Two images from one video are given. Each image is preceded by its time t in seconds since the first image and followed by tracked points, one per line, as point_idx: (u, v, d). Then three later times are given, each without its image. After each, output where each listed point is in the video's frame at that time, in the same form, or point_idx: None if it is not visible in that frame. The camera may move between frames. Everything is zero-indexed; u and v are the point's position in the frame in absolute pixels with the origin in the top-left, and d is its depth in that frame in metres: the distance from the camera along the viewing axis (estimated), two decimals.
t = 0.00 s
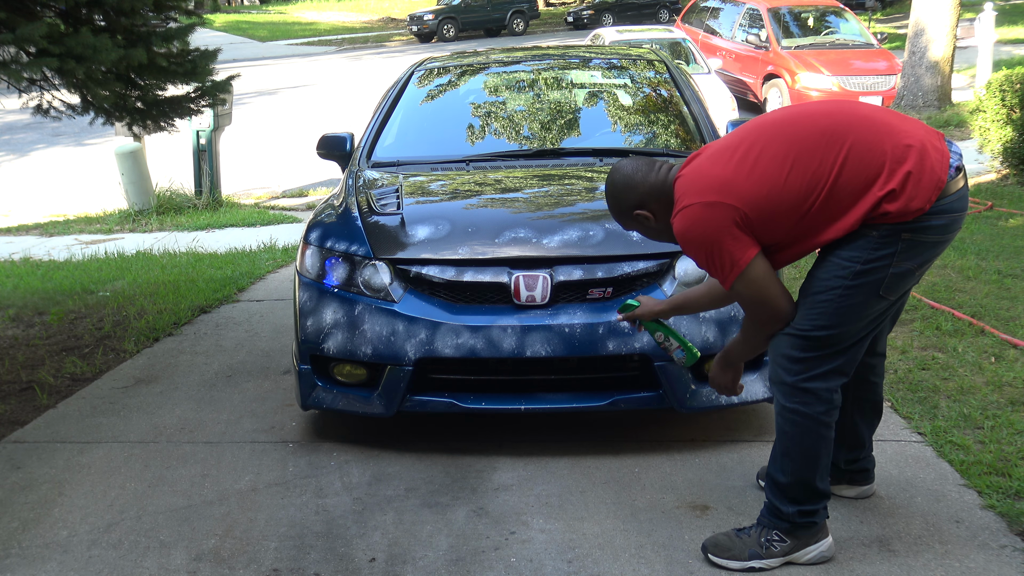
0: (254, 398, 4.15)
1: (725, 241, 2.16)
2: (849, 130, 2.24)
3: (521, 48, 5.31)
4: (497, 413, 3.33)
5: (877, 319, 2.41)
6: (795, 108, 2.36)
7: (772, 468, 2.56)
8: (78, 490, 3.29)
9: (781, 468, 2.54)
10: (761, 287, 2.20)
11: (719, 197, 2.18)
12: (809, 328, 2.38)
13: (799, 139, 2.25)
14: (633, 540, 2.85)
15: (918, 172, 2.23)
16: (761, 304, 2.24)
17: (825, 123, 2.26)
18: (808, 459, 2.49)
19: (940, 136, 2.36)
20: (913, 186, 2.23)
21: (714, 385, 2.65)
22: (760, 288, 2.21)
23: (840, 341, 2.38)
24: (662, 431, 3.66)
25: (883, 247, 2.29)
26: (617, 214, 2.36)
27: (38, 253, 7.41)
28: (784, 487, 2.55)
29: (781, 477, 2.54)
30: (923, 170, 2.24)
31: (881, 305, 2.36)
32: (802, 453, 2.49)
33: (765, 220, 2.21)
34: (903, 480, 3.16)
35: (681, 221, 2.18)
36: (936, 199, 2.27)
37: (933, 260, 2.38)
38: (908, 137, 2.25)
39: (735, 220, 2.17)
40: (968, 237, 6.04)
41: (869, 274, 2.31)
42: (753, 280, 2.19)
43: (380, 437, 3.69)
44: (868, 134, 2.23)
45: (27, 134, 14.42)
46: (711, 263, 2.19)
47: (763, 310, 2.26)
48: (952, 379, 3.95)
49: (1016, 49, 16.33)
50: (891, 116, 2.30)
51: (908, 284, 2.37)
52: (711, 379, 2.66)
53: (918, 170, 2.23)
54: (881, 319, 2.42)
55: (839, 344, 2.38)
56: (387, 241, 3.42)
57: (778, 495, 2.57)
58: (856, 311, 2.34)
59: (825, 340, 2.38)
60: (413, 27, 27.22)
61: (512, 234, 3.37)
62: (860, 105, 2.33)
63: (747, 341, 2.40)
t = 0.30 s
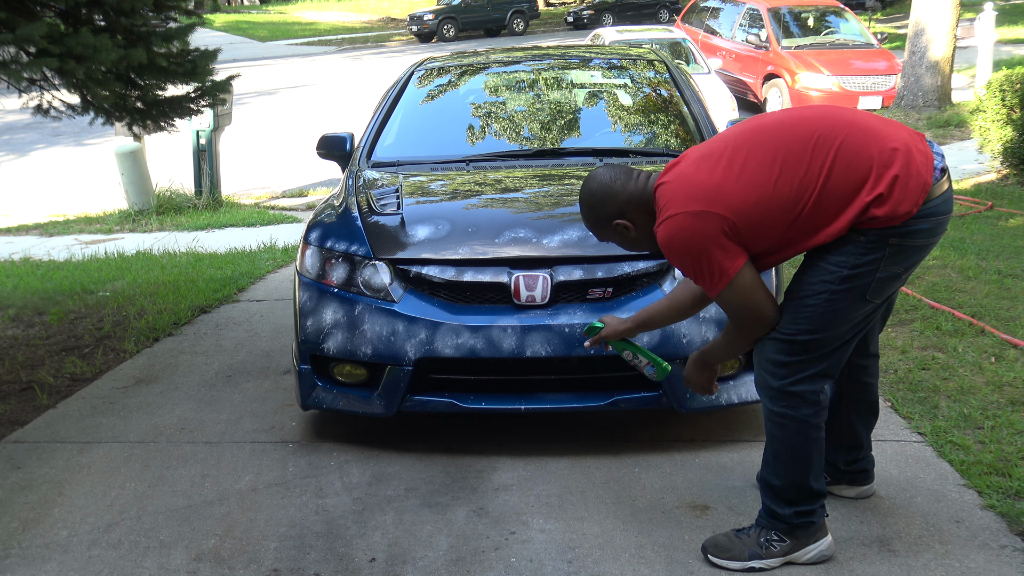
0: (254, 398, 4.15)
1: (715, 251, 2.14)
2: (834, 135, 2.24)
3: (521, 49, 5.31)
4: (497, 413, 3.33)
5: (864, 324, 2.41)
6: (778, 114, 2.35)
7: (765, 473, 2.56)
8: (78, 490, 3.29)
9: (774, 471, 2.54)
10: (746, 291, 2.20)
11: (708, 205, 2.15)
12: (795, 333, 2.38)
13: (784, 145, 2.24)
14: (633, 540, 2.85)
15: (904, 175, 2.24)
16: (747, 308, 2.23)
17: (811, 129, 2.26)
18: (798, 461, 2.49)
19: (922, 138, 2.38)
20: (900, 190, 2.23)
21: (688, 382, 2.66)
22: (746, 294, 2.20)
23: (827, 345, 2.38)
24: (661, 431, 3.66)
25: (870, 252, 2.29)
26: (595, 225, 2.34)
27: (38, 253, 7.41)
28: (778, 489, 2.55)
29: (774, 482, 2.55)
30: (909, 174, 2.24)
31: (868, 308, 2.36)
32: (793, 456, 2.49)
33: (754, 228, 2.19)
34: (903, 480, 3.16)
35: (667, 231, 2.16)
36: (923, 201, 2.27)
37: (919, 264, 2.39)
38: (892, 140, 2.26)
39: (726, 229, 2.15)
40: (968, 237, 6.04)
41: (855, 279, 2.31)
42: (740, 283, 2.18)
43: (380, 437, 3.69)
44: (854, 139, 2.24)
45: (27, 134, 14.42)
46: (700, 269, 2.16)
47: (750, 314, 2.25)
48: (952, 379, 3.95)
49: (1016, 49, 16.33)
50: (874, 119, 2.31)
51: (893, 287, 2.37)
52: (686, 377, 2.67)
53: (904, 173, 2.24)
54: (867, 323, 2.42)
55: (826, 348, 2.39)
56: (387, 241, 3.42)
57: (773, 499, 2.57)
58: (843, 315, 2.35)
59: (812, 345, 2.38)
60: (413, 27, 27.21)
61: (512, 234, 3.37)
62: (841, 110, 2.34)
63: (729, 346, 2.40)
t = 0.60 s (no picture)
0: (254, 397, 4.15)
1: (637, 211, 2.22)
2: (750, 103, 2.38)
3: (521, 49, 5.31)
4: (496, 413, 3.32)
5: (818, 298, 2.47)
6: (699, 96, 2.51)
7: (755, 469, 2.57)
8: (78, 490, 3.29)
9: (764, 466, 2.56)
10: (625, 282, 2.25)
11: (634, 168, 2.25)
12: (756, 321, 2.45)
13: (706, 114, 2.36)
14: (633, 540, 2.85)
15: (817, 137, 2.36)
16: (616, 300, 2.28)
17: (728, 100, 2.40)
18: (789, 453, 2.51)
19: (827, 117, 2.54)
20: (815, 151, 2.35)
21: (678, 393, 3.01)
22: (623, 282, 2.26)
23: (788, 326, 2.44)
24: (661, 431, 3.66)
25: (800, 224, 2.37)
26: (539, 195, 2.41)
27: (38, 253, 7.41)
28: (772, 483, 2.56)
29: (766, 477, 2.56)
30: (822, 136, 2.37)
31: (816, 282, 2.42)
32: (782, 448, 2.51)
33: (676, 189, 2.29)
34: (903, 480, 3.16)
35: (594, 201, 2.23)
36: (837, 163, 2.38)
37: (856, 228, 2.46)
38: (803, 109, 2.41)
39: (649, 190, 2.24)
40: (968, 237, 6.04)
41: (795, 255, 2.38)
42: (627, 268, 2.24)
43: (380, 437, 3.69)
44: (769, 106, 2.38)
45: (27, 134, 14.42)
46: (617, 242, 2.21)
47: (615, 307, 2.29)
48: (952, 379, 3.95)
49: (1016, 49, 16.32)
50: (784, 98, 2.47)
51: (836, 257, 2.44)
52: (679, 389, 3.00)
53: (816, 135, 2.36)
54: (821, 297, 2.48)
55: (787, 330, 2.45)
56: (386, 241, 3.42)
57: (768, 495, 2.58)
58: (795, 293, 2.40)
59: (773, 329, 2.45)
60: (413, 27, 27.19)
61: (512, 234, 3.37)
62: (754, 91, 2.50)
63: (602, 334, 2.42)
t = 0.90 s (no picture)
0: (254, 398, 4.15)
1: (613, 201, 2.24)
2: (724, 104, 2.43)
3: (521, 49, 5.30)
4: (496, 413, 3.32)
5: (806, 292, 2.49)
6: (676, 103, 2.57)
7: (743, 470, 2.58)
8: (78, 490, 3.29)
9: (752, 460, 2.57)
10: (599, 268, 2.28)
11: (613, 160, 2.29)
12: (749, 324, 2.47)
13: (685, 112, 2.41)
14: (633, 540, 2.85)
15: (789, 133, 2.40)
16: (593, 287, 2.30)
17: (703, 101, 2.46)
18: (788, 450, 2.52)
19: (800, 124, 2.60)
20: (788, 145, 2.38)
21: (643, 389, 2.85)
22: (598, 270, 2.28)
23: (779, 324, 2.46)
24: (662, 431, 3.66)
25: (781, 220, 2.39)
26: (526, 186, 2.43)
27: (38, 253, 7.41)
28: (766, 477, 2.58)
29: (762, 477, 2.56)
30: (795, 132, 2.41)
31: (802, 279, 2.45)
32: (779, 446, 2.51)
33: (653, 183, 2.31)
34: (903, 480, 3.16)
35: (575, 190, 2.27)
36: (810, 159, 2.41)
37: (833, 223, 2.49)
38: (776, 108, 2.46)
39: (630, 181, 2.27)
40: (968, 237, 6.04)
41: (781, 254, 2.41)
42: (603, 256, 2.27)
43: (380, 437, 3.69)
44: (742, 104, 2.43)
45: (27, 134, 14.42)
46: (598, 229, 2.24)
47: (592, 293, 2.31)
48: (952, 379, 3.95)
49: (1016, 49, 16.32)
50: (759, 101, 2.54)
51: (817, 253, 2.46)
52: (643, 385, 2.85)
53: (788, 130, 2.40)
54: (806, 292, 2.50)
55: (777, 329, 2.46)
56: (387, 241, 3.42)
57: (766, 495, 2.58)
58: (783, 292, 2.42)
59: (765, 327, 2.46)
60: (413, 27, 27.18)
61: (512, 234, 3.38)
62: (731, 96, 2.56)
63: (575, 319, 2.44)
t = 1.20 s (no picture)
0: (254, 398, 4.15)
1: (511, 196, 2.40)
2: (639, 112, 2.48)
3: (521, 49, 5.30)
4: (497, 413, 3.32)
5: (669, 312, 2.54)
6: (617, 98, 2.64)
7: (592, 462, 2.75)
8: (78, 490, 3.29)
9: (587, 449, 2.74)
10: (500, 252, 2.43)
11: (517, 156, 2.44)
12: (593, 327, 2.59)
13: (596, 115, 2.49)
14: (633, 540, 2.85)
15: (681, 154, 2.41)
16: (490, 270, 2.45)
17: (625, 104, 2.52)
18: (617, 443, 2.71)
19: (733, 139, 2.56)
20: (675, 168, 2.40)
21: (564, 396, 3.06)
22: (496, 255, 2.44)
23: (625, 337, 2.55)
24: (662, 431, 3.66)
25: (643, 240, 2.44)
26: (467, 163, 2.62)
27: (38, 253, 7.41)
28: (614, 463, 2.75)
29: (580, 459, 2.78)
30: (691, 153, 2.41)
31: (654, 299, 2.50)
32: (607, 439, 2.69)
33: (546, 183, 2.43)
34: (902, 480, 3.16)
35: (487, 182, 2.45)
36: (689, 183, 2.41)
37: (708, 251, 2.51)
38: (685, 124, 2.46)
39: (524, 177, 2.41)
40: (968, 238, 6.04)
41: (632, 271, 2.47)
42: (501, 243, 2.43)
43: (380, 437, 3.69)
44: (652, 116, 2.46)
45: (27, 134, 14.42)
46: (491, 219, 2.42)
47: (490, 278, 2.46)
48: (952, 379, 3.95)
49: (1017, 49, 16.32)
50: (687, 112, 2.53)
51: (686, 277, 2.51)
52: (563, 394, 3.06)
53: (677, 151, 2.41)
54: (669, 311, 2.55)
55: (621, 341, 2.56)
56: (387, 241, 3.42)
57: (586, 477, 2.80)
58: (629, 305, 2.51)
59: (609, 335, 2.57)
60: (413, 27, 27.17)
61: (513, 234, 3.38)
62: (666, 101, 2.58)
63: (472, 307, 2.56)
